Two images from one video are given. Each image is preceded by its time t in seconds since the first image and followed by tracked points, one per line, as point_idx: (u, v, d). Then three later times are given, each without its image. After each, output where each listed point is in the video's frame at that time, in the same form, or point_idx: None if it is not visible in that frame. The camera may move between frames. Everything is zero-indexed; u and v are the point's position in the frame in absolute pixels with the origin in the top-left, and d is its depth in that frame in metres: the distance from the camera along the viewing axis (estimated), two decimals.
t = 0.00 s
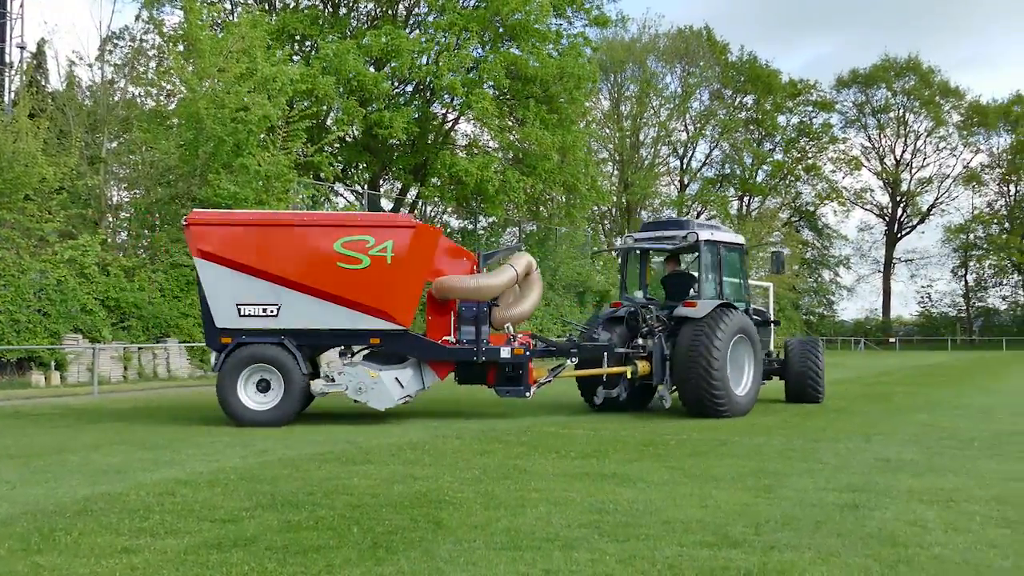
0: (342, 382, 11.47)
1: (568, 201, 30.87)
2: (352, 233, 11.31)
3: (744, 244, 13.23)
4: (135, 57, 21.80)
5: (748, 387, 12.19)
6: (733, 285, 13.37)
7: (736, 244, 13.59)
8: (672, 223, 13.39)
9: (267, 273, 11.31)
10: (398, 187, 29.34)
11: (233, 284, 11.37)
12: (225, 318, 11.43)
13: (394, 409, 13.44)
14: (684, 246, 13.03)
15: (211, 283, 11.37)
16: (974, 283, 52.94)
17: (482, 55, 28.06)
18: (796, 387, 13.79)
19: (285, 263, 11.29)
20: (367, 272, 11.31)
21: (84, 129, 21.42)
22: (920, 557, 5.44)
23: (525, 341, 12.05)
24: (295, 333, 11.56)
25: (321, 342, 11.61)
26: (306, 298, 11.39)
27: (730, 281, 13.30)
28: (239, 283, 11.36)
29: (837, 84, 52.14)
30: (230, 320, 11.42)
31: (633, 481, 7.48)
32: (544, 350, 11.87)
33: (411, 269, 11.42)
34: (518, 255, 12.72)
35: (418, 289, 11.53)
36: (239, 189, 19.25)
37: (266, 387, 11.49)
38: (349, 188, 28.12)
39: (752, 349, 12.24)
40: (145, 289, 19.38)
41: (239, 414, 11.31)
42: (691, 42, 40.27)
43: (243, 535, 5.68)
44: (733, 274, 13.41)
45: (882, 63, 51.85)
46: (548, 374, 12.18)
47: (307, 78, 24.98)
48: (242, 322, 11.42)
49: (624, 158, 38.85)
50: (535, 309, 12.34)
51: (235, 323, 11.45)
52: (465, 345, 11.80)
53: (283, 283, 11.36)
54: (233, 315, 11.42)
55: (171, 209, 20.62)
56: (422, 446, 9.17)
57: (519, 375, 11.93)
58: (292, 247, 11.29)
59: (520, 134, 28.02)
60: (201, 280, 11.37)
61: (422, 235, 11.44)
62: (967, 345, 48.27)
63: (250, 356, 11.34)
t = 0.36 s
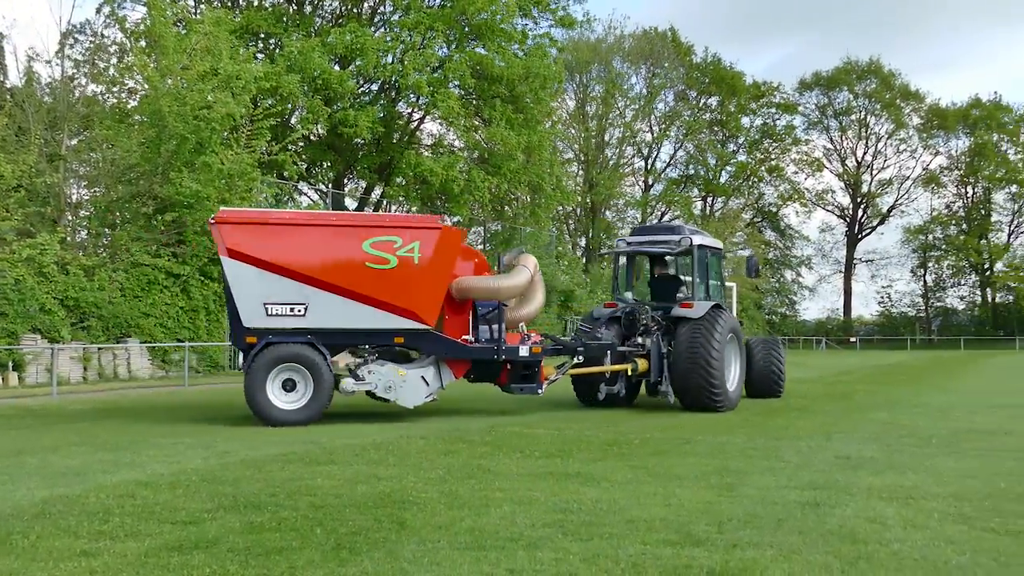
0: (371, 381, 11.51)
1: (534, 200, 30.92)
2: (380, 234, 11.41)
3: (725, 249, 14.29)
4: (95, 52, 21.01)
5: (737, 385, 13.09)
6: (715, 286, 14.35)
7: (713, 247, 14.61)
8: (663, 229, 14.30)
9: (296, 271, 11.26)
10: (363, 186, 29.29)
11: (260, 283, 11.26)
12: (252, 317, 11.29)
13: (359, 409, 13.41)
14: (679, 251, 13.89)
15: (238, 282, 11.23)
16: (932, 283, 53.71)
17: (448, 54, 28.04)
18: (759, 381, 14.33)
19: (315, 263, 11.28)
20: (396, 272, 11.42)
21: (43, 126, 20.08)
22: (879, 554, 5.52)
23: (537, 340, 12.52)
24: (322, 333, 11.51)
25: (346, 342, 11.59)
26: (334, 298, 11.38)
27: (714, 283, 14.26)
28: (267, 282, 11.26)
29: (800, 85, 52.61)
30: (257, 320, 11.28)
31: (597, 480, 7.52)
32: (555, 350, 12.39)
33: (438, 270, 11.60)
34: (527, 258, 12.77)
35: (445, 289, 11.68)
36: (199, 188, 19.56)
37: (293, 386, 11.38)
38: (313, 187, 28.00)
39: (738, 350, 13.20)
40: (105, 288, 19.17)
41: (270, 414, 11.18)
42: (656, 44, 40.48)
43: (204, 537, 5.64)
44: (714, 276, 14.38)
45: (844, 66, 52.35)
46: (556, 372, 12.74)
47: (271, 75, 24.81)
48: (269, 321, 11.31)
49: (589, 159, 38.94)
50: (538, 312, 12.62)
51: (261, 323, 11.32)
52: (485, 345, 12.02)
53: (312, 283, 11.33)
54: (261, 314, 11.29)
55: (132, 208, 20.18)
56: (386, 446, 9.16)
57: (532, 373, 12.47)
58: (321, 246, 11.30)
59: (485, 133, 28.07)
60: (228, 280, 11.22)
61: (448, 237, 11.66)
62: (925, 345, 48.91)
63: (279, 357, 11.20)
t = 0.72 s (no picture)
0: (394, 379, 11.87)
1: (495, 201, 30.89)
2: (401, 236, 11.79)
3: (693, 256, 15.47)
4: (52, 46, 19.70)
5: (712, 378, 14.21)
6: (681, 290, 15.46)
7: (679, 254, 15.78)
8: (639, 234, 15.30)
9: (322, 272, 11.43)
10: (323, 185, 29.13)
11: (286, 283, 11.33)
12: (279, 317, 11.30)
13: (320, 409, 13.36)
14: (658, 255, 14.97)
15: (265, 283, 11.25)
16: (889, 283, 54.44)
17: (409, 54, 27.97)
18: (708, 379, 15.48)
19: (340, 263, 11.50)
20: (416, 273, 11.85)
21: None
22: (836, 550, 5.59)
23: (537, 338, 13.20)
24: (343, 333, 11.70)
25: (366, 342, 11.82)
26: (357, 298, 11.61)
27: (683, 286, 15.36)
28: (292, 282, 11.34)
29: (760, 87, 53.10)
30: (283, 320, 11.31)
31: (557, 480, 7.55)
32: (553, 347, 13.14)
33: (453, 271, 12.11)
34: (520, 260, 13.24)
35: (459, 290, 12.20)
36: (158, 186, 19.71)
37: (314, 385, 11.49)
38: (273, 186, 27.80)
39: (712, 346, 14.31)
40: (61, 288, 18.72)
41: (295, 414, 11.25)
42: (618, 44, 40.67)
43: (161, 539, 5.58)
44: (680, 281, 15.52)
45: (803, 68, 52.83)
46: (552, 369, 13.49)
47: (232, 73, 24.55)
48: (295, 321, 11.36)
49: (550, 158, 38.95)
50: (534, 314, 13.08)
51: (287, 323, 11.36)
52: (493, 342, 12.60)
53: (336, 283, 11.52)
54: (287, 314, 11.33)
55: (87, 204, 19.52)
56: (347, 447, 9.14)
57: (533, 370, 13.20)
58: (344, 247, 11.55)
59: (447, 132, 28.01)
60: (254, 280, 11.22)
61: (462, 239, 12.19)
62: (881, 344, 49.49)
63: (309, 355, 11.33)
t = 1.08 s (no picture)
0: (407, 378, 12.29)
1: (451, 200, 30.80)
2: (413, 239, 12.24)
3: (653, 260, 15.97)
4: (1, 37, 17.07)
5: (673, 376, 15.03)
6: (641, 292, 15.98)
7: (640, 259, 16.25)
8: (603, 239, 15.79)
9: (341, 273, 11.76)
10: (278, 185, 28.86)
11: (306, 284, 11.59)
12: (298, 317, 11.55)
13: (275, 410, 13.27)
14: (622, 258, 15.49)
15: (286, 284, 11.47)
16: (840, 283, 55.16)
17: (365, 52, 27.83)
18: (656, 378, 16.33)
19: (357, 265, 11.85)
20: (426, 275, 12.32)
21: None
22: (787, 547, 5.66)
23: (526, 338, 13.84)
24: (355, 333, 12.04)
25: (374, 341, 12.19)
26: (371, 299, 11.99)
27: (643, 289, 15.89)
28: (312, 284, 11.62)
29: (714, 89, 53.59)
30: (302, 320, 11.57)
31: (512, 480, 7.57)
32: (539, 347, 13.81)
33: (458, 273, 12.64)
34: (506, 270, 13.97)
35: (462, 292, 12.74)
36: (110, 184, 19.39)
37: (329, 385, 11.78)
38: (226, 184, 27.49)
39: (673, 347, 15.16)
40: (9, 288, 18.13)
41: (315, 412, 11.48)
42: (573, 46, 40.88)
43: (112, 543, 5.51)
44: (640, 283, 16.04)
45: (756, 70, 53.32)
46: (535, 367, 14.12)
47: (185, 70, 24.22)
48: (313, 321, 11.64)
49: (507, 158, 38.92)
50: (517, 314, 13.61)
51: (305, 323, 11.62)
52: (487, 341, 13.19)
53: (353, 284, 11.86)
54: (306, 315, 11.60)
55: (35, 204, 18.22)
56: (302, 447, 9.09)
57: (520, 368, 13.83)
58: (359, 250, 11.89)
59: (403, 132, 27.90)
60: (276, 281, 11.43)
61: (466, 243, 12.74)
62: (833, 344, 50.11)
63: (330, 355, 11.63)
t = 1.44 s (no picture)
0: (417, 375, 12.44)
1: (412, 200, 30.73)
2: (421, 242, 12.44)
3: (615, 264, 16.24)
4: None
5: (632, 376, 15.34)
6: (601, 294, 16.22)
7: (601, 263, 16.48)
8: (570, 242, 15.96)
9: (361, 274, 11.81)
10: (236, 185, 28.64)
11: (328, 285, 11.56)
12: (320, 318, 11.50)
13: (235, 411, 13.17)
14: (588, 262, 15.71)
15: (311, 283, 11.41)
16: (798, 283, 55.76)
17: (325, 51, 27.70)
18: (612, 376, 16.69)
19: (374, 266, 11.94)
20: (432, 277, 12.54)
21: None
22: (746, 546, 5.71)
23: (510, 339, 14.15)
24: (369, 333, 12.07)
25: (384, 341, 12.25)
26: (385, 300, 12.07)
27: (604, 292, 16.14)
28: (334, 284, 11.61)
29: (674, 91, 53.96)
30: (325, 320, 11.53)
31: (473, 480, 7.56)
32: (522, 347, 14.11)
33: (458, 276, 12.90)
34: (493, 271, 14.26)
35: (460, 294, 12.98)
36: (67, 182, 19.03)
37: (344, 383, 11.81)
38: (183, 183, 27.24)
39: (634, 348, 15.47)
40: None
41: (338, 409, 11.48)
42: (535, 47, 40.99)
43: (65, 546, 5.42)
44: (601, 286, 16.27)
45: (716, 72, 53.70)
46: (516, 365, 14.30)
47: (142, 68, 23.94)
48: (333, 321, 11.62)
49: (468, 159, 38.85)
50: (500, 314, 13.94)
51: (326, 323, 11.58)
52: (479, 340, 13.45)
53: (371, 285, 11.93)
54: (327, 315, 11.56)
55: None
56: (263, 448, 9.02)
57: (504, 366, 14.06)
58: (377, 252, 11.98)
59: (363, 132, 27.80)
60: (300, 282, 11.32)
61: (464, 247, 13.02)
62: (790, 343, 50.66)
63: (350, 355, 11.67)
